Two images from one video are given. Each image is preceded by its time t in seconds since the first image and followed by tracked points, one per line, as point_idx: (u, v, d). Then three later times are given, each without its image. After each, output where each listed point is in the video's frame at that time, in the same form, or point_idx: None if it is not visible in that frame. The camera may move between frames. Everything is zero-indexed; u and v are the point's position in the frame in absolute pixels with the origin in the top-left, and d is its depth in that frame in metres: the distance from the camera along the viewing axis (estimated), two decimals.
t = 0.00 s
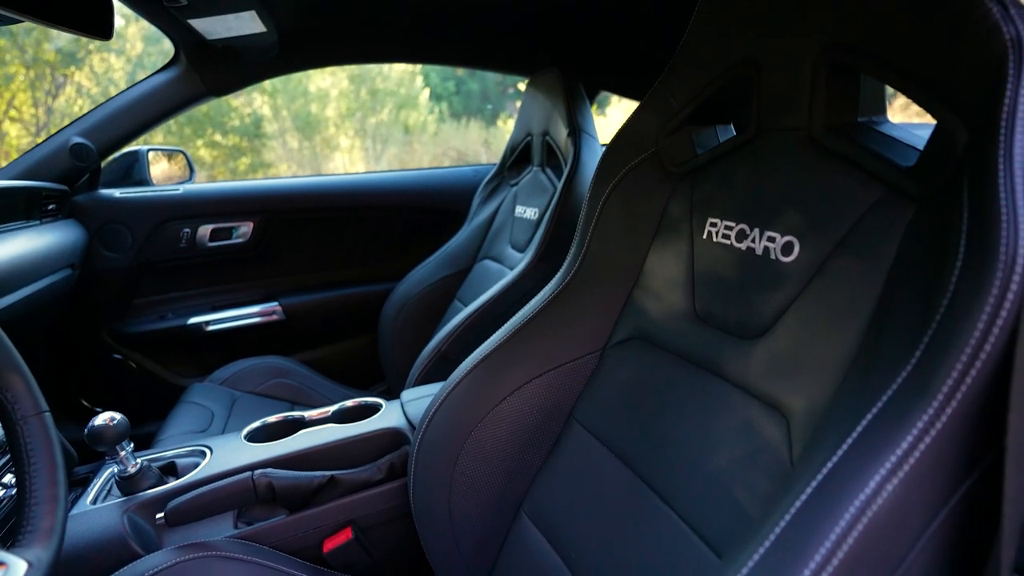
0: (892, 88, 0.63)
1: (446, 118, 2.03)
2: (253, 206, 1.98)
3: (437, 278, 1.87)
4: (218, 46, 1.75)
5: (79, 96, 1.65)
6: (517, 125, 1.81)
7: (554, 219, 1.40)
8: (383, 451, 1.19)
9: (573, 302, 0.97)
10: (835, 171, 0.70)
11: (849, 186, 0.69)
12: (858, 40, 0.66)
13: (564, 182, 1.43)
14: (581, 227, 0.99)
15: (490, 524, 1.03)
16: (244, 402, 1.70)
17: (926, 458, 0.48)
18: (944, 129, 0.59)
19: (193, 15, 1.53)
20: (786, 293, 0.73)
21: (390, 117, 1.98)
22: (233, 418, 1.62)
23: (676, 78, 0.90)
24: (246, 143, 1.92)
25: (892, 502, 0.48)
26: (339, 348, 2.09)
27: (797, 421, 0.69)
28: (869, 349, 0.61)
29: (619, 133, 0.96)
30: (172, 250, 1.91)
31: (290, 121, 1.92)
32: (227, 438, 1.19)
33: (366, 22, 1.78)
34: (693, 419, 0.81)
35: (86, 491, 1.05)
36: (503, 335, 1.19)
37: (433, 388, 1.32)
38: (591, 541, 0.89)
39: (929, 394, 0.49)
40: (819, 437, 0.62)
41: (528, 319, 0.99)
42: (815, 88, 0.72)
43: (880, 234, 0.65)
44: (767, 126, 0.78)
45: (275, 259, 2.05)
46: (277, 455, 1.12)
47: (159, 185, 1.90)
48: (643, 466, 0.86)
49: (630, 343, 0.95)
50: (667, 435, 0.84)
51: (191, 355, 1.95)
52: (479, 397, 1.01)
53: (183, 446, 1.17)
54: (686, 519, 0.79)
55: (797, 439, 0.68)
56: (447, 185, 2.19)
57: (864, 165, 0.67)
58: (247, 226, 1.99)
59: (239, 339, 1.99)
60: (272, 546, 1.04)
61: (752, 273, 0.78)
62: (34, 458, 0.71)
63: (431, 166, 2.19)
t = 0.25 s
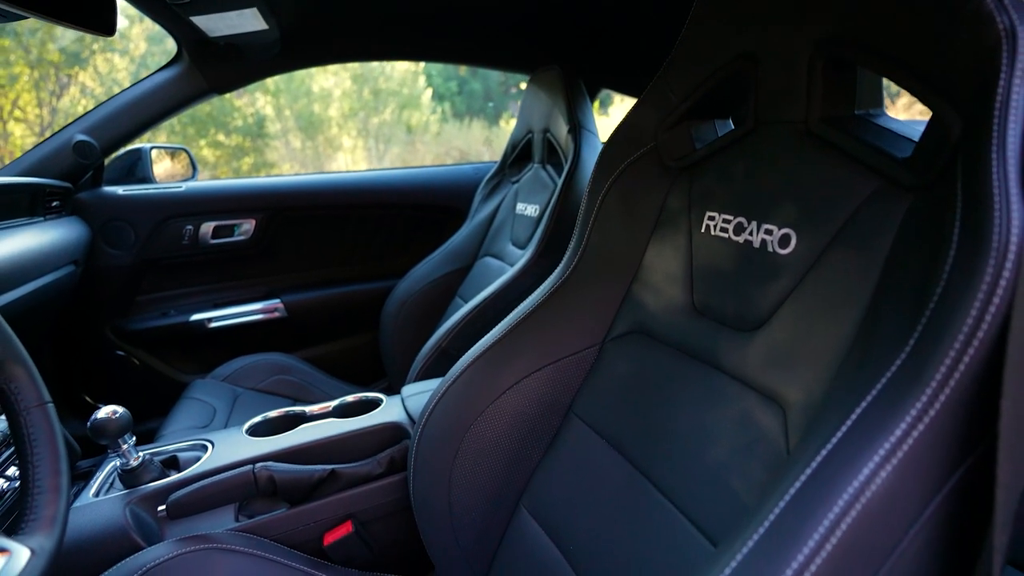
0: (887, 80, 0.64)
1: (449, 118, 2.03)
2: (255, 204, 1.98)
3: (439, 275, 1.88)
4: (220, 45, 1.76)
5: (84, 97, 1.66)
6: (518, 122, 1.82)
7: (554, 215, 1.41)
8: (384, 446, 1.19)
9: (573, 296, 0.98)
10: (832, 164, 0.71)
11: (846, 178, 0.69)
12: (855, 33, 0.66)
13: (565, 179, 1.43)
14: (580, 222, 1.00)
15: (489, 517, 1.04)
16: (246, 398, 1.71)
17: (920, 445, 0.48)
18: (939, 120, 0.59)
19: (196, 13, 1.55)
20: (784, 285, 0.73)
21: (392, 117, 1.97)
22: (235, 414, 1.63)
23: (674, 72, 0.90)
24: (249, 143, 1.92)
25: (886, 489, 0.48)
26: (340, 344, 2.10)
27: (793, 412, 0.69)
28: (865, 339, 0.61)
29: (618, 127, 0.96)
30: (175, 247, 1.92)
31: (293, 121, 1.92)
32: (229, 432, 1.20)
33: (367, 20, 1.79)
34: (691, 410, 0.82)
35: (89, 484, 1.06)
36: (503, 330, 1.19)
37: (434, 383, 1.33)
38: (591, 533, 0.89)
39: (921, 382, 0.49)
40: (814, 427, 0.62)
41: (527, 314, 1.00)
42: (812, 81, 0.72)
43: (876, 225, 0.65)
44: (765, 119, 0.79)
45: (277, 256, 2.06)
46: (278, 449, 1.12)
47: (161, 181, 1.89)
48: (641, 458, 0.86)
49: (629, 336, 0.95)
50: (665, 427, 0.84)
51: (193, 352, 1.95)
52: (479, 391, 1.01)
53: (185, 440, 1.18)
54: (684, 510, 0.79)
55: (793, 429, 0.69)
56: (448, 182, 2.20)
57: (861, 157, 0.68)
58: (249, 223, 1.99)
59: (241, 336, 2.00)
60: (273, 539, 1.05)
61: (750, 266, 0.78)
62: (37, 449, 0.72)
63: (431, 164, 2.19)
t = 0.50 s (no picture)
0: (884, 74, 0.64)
1: (453, 118, 2.03)
2: (258, 201, 2.00)
3: (441, 273, 1.89)
4: (224, 42, 1.78)
5: (89, 97, 1.68)
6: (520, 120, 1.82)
7: (556, 212, 1.42)
8: (386, 440, 1.20)
9: (573, 291, 0.98)
10: (830, 157, 0.71)
11: (843, 171, 0.70)
12: (853, 27, 0.67)
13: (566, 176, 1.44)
14: (580, 217, 1.00)
15: (490, 511, 1.04)
16: (250, 394, 1.72)
17: (914, 432, 0.49)
18: (934, 112, 0.59)
19: (200, 11, 1.57)
20: (782, 278, 0.74)
21: (395, 117, 1.97)
22: (238, 410, 1.64)
23: (674, 68, 0.90)
24: (253, 143, 1.91)
25: (880, 476, 0.49)
26: (343, 342, 2.11)
27: (791, 403, 0.70)
28: (860, 331, 0.62)
29: (618, 123, 0.97)
30: (179, 245, 1.93)
31: (297, 121, 1.92)
32: (232, 427, 1.21)
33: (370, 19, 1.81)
34: (690, 403, 0.82)
35: (94, 477, 1.07)
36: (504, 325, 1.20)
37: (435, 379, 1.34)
38: (590, 526, 0.90)
39: (915, 370, 0.49)
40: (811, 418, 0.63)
41: (528, 309, 1.00)
42: (810, 75, 0.72)
43: (873, 217, 0.66)
44: (763, 114, 0.79)
45: (281, 254, 2.07)
46: (281, 443, 1.13)
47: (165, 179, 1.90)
48: (641, 450, 0.87)
49: (629, 331, 0.96)
50: (664, 420, 0.84)
51: (197, 349, 1.97)
52: (480, 385, 1.02)
53: (189, 434, 1.19)
54: (683, 502, 0.79)
55: (791, 421, 0.69)
56: (451, 181, 2.21)
57: (858, 150, 0.68)
58: (252, 221, 2.00)
59: (245, 333, 2.01)
60: (276, 532, 1.06)
61: (749, 260, 0.79)
62: (44, 440, 0.73)
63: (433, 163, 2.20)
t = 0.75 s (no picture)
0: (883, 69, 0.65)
1: (457, 118, 2.03)
2: (264, 200, 2.01)
3: (445, 270, 1.90)
4: (230, 42, 1.79)
5: (96, 97, 1.69)
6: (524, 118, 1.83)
7: (559, 210, 1.43)
8: (390, 435, 1.21)
9: (576, 286, 0.99)
10: (831, 152, 0.72)
11: (844, 166, 0.70)
12: (853, 23, 0.67)
13: (569, 173, 1.45)
14: (583, 214, 1.01)
15: (493, 505, 1.05)
16: (256, 390, 1.74)
17: (910, 421, 0.49)
18: (933, 106, 0.60)
19: (206, 10, 1.58)
20: (782, 272, 0.75)
21: (400, 117, 1.98)
22: (244, 405, 1.65)
23: (676, 65, 0.91)
24: (258, 143, 1.93)
25: (877, 464, 0.49)
26: (348, 339, 2.12)
27: (790, 395, 0.71)
28: (860, 323, 0.62)
29: (621, 120, 0.98)
30: (185, 243, 1.94)
31: (303, 121, 1.93)
32: (238, 422, 1.22)
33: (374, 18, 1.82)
34: (691, 396, 0.83)
35: (103, 471, 1.08)
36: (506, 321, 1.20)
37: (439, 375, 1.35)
38: (592, 518, 0.91)
39: (912, 361, 0.50)
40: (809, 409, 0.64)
41: (531, 304, 1.01)
42: (811, 70, 0.73)
43: (872, 212, 0.66)
44: (764, 110, 0.80)
45: (286, 252, 2.08)
46: (287, 437, 1.14)
47: (172, 177, 1.91)
48: (642, 444, 0.88)
49: (631, 326, 0.96)
50: (665, 413, 0.85)
51: (203, 346, 1.98)
52: (483, 380, 1.02)
53: (196, 429, 1.20)
54: (683, 495, 0.80)
55: (790, 414, 0.70)
56: (455, 179, 2.22)
57: (858, 145, 0.69)
58: (258, 219, 2.02)
59: (251, 330, 2.02)
60: (281, 524, 1.07)
61: (750, 254, 0.79)
62: (55, 431, 0.74)
63: (437, 161, 2.21)
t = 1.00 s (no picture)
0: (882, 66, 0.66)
1: (462, 117, 2.03)
2: (270, 198, 2.02)
3: (450, 269, 1.91)
4: (237, 42, 1.81)
5: (104, 98, 1.71)
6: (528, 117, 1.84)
7: (563, 208, 1.44)
8: (395, 431, 1.22)
9: (580, 283, 1.00)
10: (831, 148, 0.72)
11: (844, 162, 0.71)
12: (853, 21, 0.68)
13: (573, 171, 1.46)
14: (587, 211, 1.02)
15: (497, 500, 1.06)
16: (262, 387, 1.75)
17: (907, 413, 0.50)
18: (932, 102, 0.60)
19: (213, 11, 1.59)
20: (784, 268, 0.75)
21: (405, 116, 1.99)
22: (251, 402, 1.67)
23: (679, 64, 0.92)
24: (264, 143, 1.94)
25: (874, 455, 0.50)
26: (353, 337, 2.13)
27: (791, 389, 0.71)
28: (858, 317, 0.63)
29: (624, 118, 0.98)
30: (192, 241, 1.95)
31: (308, 121, 1.94)
32: (245, 417, 1.23)
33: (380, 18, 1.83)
34: (693, 391, 0.83)
35: (112, 464, 1.10)
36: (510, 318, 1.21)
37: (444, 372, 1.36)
38: (594, 512, 0.91)
39: (909, 353, 0.50)
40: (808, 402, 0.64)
41: (535, 301, 1.02)
42: (812, 68, 0.74)
43: (871, 207, 0.67)
44: (766, 107, 0.81)
45: (292, 250, 2.09)
46: (293, 433, 1.15)
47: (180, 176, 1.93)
48: (644, 439, 0.88)
49: (634, 322, 0.97)
50: (667, 409, 0.86)
51: (210, 343, 2.00)
52: (487, 376, 1.03)
53: (204, 424, 1.21)
54: (685, 488, 0.81)
55: (791, 407, 0.71)
56: (460, 178, 2.23)
57: (858, 141, 0.69)
58: (264, 218, 2.03)
59: (257, 328, 2.04)
60: (287, 518, 1.08)
61: (751, 250, 0.80)
62: (67, 423, 0.75)
63: (442, 160, 2.23)
